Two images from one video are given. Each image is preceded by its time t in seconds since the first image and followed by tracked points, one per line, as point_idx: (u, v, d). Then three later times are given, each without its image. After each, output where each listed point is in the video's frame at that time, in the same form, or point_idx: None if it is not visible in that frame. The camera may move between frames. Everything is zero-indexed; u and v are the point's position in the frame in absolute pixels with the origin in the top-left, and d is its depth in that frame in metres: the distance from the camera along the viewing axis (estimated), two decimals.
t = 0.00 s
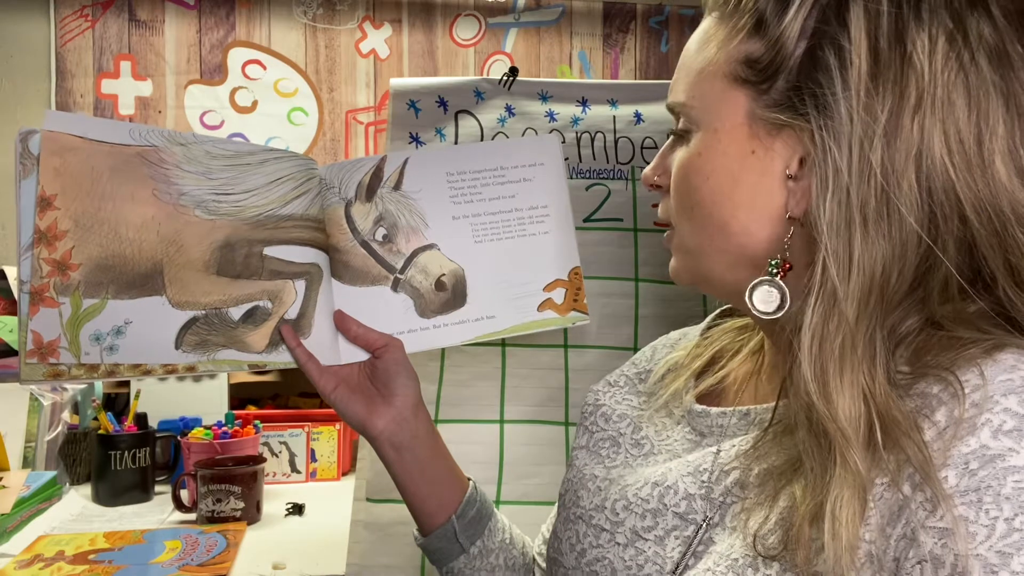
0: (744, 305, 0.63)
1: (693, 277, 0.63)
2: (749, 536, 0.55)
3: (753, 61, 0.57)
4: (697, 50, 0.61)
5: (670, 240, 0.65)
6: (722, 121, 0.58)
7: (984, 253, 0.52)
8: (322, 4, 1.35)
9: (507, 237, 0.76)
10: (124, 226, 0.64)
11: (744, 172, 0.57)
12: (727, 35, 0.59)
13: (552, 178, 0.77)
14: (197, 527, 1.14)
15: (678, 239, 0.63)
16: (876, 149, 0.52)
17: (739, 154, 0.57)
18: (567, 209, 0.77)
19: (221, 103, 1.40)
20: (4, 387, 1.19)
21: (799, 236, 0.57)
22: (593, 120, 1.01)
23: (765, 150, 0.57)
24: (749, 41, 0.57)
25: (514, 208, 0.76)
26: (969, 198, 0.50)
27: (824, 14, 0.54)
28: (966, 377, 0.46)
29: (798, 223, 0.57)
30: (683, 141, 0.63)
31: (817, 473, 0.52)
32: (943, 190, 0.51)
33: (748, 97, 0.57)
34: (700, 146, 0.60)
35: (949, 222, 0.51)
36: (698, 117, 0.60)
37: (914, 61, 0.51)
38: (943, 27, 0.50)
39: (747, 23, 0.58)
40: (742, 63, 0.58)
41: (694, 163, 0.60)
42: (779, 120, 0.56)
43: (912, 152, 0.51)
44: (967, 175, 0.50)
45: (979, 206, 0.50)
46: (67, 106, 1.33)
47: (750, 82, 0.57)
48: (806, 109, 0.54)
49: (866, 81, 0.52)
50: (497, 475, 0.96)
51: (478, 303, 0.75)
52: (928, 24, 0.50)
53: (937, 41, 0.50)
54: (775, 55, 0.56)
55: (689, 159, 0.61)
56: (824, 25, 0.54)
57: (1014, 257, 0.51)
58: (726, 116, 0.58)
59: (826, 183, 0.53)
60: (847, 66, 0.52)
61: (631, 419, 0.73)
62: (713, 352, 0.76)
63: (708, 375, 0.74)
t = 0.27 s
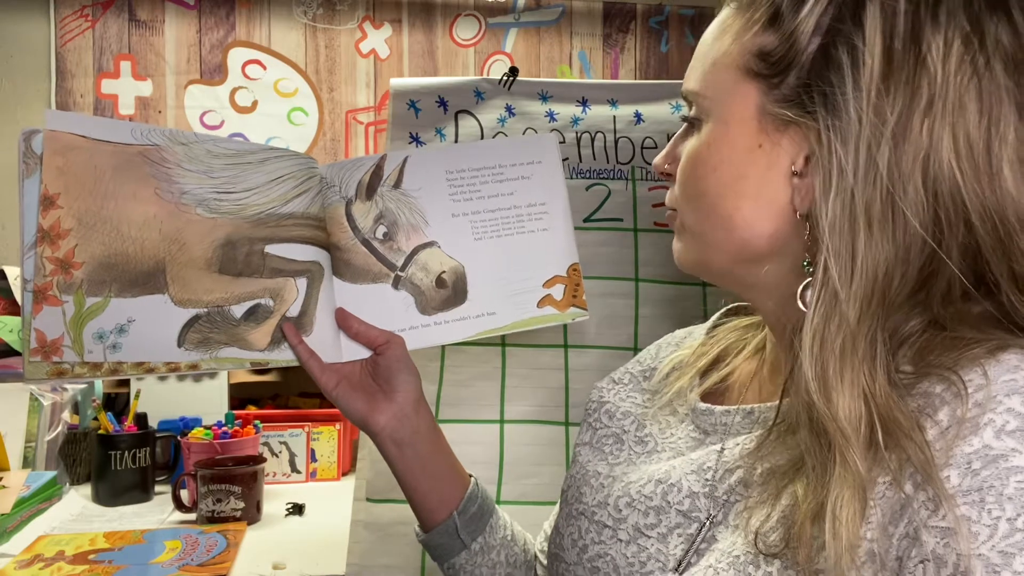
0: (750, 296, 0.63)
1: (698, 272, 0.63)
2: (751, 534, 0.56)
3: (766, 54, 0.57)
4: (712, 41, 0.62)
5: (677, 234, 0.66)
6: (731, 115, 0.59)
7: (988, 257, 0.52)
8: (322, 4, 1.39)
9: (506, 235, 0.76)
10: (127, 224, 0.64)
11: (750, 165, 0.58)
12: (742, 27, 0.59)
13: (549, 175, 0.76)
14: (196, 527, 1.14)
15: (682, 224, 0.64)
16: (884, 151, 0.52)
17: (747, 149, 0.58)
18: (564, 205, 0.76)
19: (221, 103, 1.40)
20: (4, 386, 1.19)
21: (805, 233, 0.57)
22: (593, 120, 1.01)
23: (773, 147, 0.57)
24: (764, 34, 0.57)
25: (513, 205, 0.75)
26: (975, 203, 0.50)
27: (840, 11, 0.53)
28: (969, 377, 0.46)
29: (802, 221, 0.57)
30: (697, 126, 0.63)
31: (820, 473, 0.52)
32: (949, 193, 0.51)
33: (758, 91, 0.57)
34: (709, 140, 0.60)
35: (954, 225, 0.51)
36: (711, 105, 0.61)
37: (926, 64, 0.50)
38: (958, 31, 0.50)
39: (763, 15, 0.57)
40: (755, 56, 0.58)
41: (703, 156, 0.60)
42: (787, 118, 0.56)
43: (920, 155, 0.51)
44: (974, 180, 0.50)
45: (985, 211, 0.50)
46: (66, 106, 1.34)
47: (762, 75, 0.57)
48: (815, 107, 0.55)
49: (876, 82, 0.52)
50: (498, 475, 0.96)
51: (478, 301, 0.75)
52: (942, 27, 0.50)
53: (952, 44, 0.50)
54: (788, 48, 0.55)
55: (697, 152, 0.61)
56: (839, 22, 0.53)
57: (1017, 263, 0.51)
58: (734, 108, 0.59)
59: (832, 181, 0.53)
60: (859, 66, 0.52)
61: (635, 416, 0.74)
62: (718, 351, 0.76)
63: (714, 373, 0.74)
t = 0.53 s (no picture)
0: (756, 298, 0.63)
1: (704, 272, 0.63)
2: (752, 534, 0.55)
3: (776, 56, 0.57)
4: (723, 43, 0.62)
5: (682, 234, 0.65)
6: (740, 116, 0.59)
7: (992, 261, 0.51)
8: (322, 4, 1.40)
9: (508, 235, 0.75)
10: (130, 234, 0.64)
11: (756, 166, 0.58)
12: (754, 29, 0.59)
13: (552, 175, 0.76)
14: (196, 527, 1.14)
15: (687, 224, 0.64)
16: (894, 155, 0.52)
17: (755, 150, 0.58)
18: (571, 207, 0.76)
19: (221, 103, 1.41)
20: (4, 386, 1.19)
21: (811, 233, 0.56)
22: (593, 120, 1.01)
23: (781, 149, 0.57)
24: (775, 36, 0.57)
25: (516, 205, 0.75)
26: (981, 208, 0.50)
27: (851, 15, 0.53)
28: (968, 379, 0.46)
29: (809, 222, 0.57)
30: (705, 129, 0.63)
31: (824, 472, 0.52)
32: (956, 198, 0.50)
33: (768, 92, 0.57)
34: (716, 141, 0.60)
35: (959, 229, 0.51)
36: (720, 106, 0.61)
37: (935, 69, 0.50)
38: (967, 37, 0.50)
39: (774, 18, 0.58)
40: (765, 58, 0.58)
41: (709, 156, 0.60)
42: (795, 119, 0.56)
43: (929, 159, 0.51)
44: (981, 185, 0.50)
45: (990, 215, 0.50)
46: (66, 106, 1.35)
47: (772, 77, 0.57)
48: (824, 110, 0.54)
49: (887, 86, 0.51)
50: (498, 475, 0.96)
51: (482, 301, 0.74)
52: (952, 34, 0.50)
53: (961, 51, 0.50)
54: (798, 51, 0.55)
55: (705, 152, 0.61)
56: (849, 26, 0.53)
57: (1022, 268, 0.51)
58: (744, 109, 0.59)
59: (841, 184, 0.53)
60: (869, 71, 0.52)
61: (638, 416, 0.74)
62: (722, 352, 0.76)
63: (717, 374, 0.74)
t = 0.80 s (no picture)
0: (754, 300, 0.63)
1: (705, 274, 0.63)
2: (754, 533, 0.56)
3: (772, 59, 0.57)
4: (720, 48, 0.62)
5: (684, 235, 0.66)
6: (738, 118, 0.59)
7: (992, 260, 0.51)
8: (322, 4, 1.41)
9: (512, 236, 0.75)
10: (142, 226, 0.64)
11: (754, 167, 0.58)
12: (749, 33, 0.59)
13: (559, 179, 0.76)
14: (197, 527, 1.14)
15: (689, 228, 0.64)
16: (888, 152, 0.52)
17: (753, 151, 0.58)
18: (573, 210, 0.76)
19: (221, 103, 1.41)
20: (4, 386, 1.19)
21: (811, 232, 0.56)
22: (593, 120, 1.02)
23: (779, 150, 0.57)
24: (770, 40, 0.58)
25: (521, 207, 0.75)
26: (977, 204, 0.50)
27: (843, 16, 0.53)
28: (969, 380, 0.46)
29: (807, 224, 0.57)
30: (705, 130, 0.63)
31: (825, 471, 0.52)
32: (952, 195, 0.51)
33: (764, 95, 0.58)
34: (715, 143, 0.61)
35: (956, 227, 0.51)
36: (718, 110, 0.61)
37: (927, 67, 0.50)
38: (958, 36, 0.50)
39: (768, 22, 0.58)
40: (760, 62, 0.58)
41: (709, 158, 0.61)
42: (792, 121, 0.56)
43: (923, 157, 0.51)
44: (976, 183, 0.50)
45: (987, 213, 0.50)
46: (66, 106, 1.36)
47: (768, 80, 0.57)
48: (820, 111, 0.54)
49: (881, 85, 0.52)
50: (498, 475, 0.96)
51: (487, 302, 0.74)
52: (944, 33, 0.50)
53: (953, 49, 0.50)
54: (793, 53, 0.56)
55: (704, 154, 0.61)
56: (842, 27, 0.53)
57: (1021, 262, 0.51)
58: (740, 112, 0.59)
59: (836, 182, 0.53)
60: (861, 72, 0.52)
61: (641, 416, 0.74)
62: (723, 353, 0.76)
63: (718, 375, 0.74)
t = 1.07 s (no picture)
0: (752, 299, 0.63)
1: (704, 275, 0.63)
2: (754, 534, 0.56)
3: (769, 59, 0.57)
4: (717, 48, 0.62)
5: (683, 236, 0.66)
6: (735, 118, 0.59)
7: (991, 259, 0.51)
8: (322, 4, 1.40)
9: (514, 237, 0.75)
10: (143, 226, 0.65)
11: (751, 168, 0.58)
12: (746, 34, 0.59)
13: (561, 181, 0.75)
14: (196, 527, 1.14)
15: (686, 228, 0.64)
16: (885, 152, 0.52)
17: (750, 152, 0.58)
18: (575, 211, 0.76)
19: (221, 103, 1.41)
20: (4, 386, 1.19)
21: (807, 232, 0.57)
22: (593, 120, 1.02)
23: (777, 151, 0.57)
24: (766, 41, 0.58)
25: (523, 209, 0.75)
26: (975, 203, 0.50)
27: (840, 17, 0.53)
28: (969, 380, 0.47)
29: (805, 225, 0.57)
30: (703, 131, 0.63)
31: (824, 472, 0.52)
32: (950, 195, 0.50)
33: (761, 95, 0.58)
34: (713, 144, 0.61)
35: (954, 226, 0.51)
36: (715, 111, 0.61)
37: (924, 68, 0.50)
38: (955, 36, 0.50)
39: (765, 22, 0.58)
40: (757, 62, 0.58)
41: (707, 159, 0.61)
42: (790, 122, 0.56)
43: (921, 157, 0.51)
44: (974, 183, 0.50)
45: (985, 212, 0.50)
46: (66, 106, 1.36)
47: (765, 80, 0.57)
48: (818, 112, 0.54)
49: (878, 86, 0.52)
50: (498, 475, 0.96)
51: (488, 304, 0.74)
52: (941, 33, 0.50)
53: (950, 49, 0.50)
54: (789, 53, 0.56)
55: (702, 155, 0.61)
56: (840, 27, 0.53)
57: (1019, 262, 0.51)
58: (738, 113, 0.59)
59: (833, 183, 0.53)
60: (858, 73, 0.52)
61: (640, 417, 0.74)
62: (722, 354, 0.76)
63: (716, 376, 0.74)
